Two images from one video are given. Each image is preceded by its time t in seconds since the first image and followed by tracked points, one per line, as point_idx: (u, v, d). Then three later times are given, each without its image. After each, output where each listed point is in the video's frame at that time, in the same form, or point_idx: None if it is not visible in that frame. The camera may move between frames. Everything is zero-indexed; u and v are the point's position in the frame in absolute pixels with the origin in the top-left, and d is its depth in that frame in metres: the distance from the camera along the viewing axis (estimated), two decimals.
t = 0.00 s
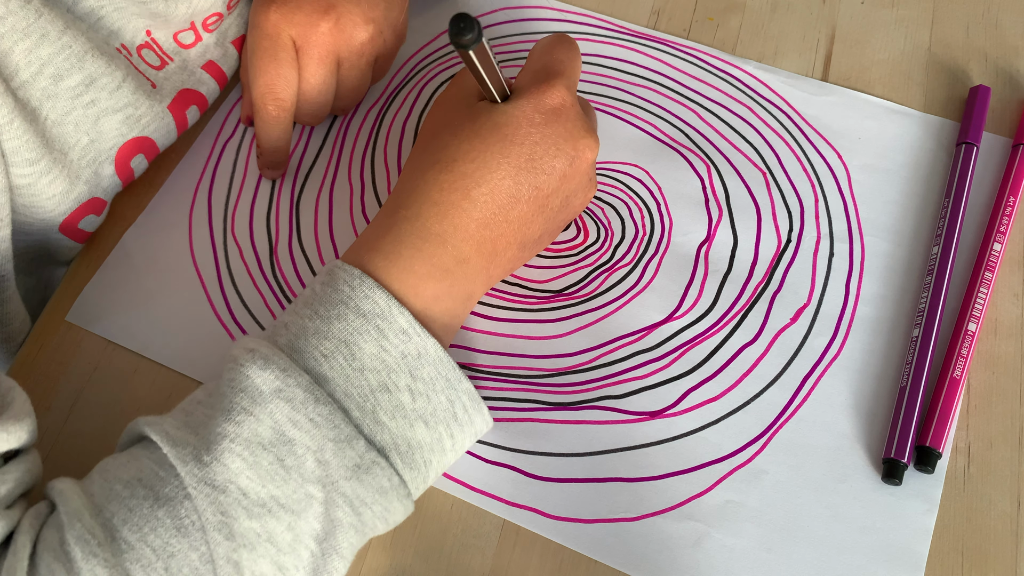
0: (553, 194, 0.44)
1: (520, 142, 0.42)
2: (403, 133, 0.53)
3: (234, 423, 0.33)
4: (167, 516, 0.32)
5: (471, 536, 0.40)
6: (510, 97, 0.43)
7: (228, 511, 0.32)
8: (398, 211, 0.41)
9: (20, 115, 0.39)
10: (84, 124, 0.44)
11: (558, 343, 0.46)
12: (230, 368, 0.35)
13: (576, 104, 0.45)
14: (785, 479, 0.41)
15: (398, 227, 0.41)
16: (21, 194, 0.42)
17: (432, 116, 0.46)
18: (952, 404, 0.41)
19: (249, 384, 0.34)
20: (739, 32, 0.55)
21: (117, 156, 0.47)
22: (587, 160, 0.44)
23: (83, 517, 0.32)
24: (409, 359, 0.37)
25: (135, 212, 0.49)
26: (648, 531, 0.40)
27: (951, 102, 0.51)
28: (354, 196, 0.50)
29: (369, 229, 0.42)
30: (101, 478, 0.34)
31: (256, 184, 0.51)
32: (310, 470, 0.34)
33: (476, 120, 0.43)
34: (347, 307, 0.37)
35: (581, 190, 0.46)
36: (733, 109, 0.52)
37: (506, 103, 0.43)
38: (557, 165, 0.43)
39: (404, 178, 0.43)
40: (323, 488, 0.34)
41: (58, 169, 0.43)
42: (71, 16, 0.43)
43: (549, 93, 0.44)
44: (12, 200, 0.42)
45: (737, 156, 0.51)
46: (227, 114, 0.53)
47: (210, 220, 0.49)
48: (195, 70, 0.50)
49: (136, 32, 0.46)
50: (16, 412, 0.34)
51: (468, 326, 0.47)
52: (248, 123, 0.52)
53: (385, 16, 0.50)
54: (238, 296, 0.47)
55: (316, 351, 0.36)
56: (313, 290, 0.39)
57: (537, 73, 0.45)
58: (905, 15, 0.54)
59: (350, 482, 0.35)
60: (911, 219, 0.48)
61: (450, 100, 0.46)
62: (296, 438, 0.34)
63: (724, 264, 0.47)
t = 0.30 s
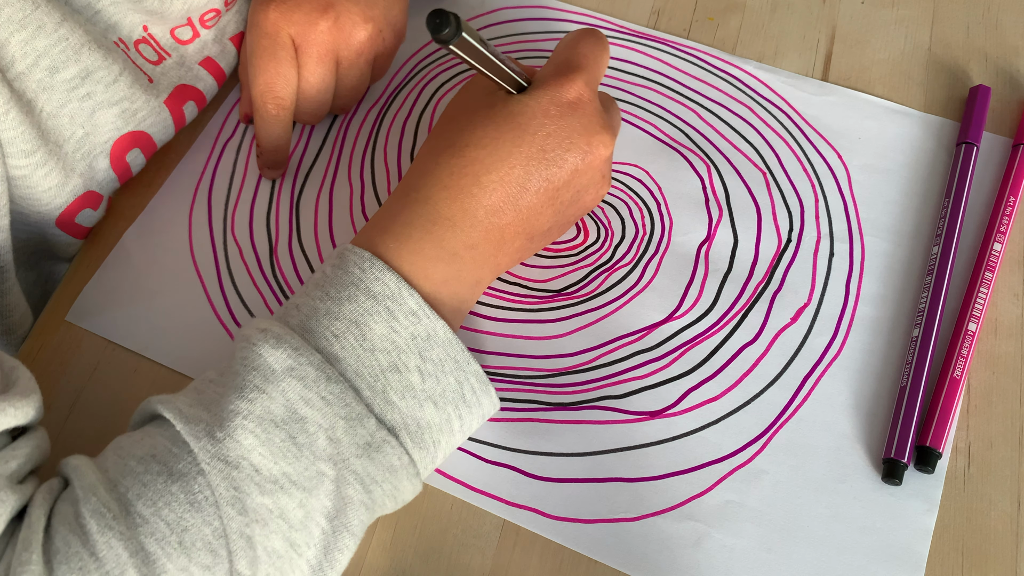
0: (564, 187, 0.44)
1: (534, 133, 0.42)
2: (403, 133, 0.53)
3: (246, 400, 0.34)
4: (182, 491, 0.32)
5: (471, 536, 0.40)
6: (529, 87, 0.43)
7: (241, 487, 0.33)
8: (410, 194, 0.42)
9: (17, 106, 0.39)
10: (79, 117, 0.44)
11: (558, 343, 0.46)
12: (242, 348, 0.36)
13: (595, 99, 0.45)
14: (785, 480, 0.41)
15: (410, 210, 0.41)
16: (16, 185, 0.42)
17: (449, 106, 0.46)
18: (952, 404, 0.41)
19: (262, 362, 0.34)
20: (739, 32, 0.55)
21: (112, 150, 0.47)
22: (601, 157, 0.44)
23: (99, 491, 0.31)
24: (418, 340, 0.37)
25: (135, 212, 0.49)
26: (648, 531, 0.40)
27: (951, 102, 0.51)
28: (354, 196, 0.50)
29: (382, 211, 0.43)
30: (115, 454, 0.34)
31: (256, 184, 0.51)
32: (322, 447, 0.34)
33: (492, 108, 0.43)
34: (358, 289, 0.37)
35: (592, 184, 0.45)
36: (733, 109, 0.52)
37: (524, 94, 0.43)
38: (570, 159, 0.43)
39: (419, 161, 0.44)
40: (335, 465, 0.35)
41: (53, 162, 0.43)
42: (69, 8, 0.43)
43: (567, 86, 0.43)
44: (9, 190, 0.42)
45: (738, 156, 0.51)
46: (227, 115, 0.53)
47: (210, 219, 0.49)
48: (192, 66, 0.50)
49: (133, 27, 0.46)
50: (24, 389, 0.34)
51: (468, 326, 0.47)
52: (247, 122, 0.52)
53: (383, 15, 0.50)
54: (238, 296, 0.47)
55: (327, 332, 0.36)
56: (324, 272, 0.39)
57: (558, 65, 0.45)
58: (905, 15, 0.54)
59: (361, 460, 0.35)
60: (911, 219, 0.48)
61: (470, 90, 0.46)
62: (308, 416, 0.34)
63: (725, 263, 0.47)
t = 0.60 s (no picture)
0: (595, 205, 0.43)
1: (571, 145, 0.42)
2: (403, 133, 0.53)
3: (262, 388, 0.34)
4: (192, 474, 0.32)
5: (470, 536, 0.40)
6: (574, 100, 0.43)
7: (253, 473, 0.33)
8: (441, 191, 0.43)
9: (12, 90, 0.40)
10: (75, 103, 0.44)
11: (558, 344, 0.46)
12: (263, 337, 0.36)
13: (641, 120, 0.44)
14: (785, 480, 0.41)
15: (440, 206, 0.42)
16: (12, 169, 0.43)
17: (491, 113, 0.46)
18: (952, 404, 0.41)
19: (281, 351, 0.35)
20: (739, 32, 0.55)
21: (107, 136, 0.47)
22: (637, 179, 0.43)
23: (111, 469, 0.32)
24: (437, 337, 0.38)
25: (135, 211, 0.49)
26: (648, 531, 0.40)
27: (951, 102, 0.51)
28: (354, 196, 0.50)
29: (413, 206, 0.43)
30: (131, 435, 0.34)
31: (256, 184, 0.50)
32: (336, 440, 0.34)
33: (534, 115, 0.43)
34: (379, 284, 0.38)
35: (625, 206, 0.44)
36: (733, 109, 0.52)
37: (567, 105, 0.43)
38: (604, 177, 0.42)
39: (455, 161, 0.44)
40: (348, 458, 0.35)
41: (49, 146, 0.43)
42: None
43: (612, 105, 0.42)
44: (7, 175, 0.43)
45: (738, 156, 0.51)
46: (227, 115, 0.52)
47: (210, 219, 0.49)
48: (191, 55, 0.50)
49: (131, 14, 0.47)
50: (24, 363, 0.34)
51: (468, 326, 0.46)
52: (247, 122, 0.52)
53: (382, 13, 0.50)
54: (238, 295, 0.47)
55: (348, 325, 0.36)
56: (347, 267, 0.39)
57: (608, 80, 0.44)
58: (905, 15, 0.54)
59: (375, 455, 0.35)
60: (911, 219, 0.48)
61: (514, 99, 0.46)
62: (324, 408, 0.34)
63: (725, 263, 0.47)
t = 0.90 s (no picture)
0: (632, 229, 0.43)
1: (615, 167, 0.42)
2: (403, 133, 0.53)
3: (280, 390, 0.33)
4: (202, 469, 0.32)
5: (470, 536, 0.40)
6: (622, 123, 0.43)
7: (264, 474, 0.32)
8: (477, 203, 0.42)
9: (15, 71, 0.40)
10: (78, 86, 0.44)
11: (558, 344, 0.46)
12: (283, 337, 0.35)
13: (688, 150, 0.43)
14: (785, 480, 0.41)
15: (474, 216, 0.42)
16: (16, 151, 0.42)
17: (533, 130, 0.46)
18: (952, 404, 0.41)
19: (301, 354, 0.34)
20: (739, 31, 0.55)
21: (110, 120, 0.47)
22: (678, 209, 0.43)
23: (122, 458, 0.32)
24: (459, 348, 0.37)
25: (135, 210, 0.49)
26: (649, 531, 0.40)
27: (951, 102, 0.51)
28: (354, 196, 0.50)
29: (447, 214, 0.43)
30: (144, 426, 0.34)
31: (256, 184, 0.50)
32: (350, 447, 0.34)
33: (579, 134, 0.43)
34: (403, 291, 0.37)
35: (663, 233, 0.44)
36: (734, 109, 0.52)
37: (613, 127, 0.43)
38: (643, 204, 0.42)
39: (492, 174, 0.44)
40: (361, 465, 0.34)
41: (54, 129, 0.43)
42: None
43: (660, 131, 0.42)
44: (8, 157, 0.43)
45: (738, 156, 0.51)
46: (227, 115, 0.52)
47: (210, 219, 0.49)
48: (191, 42, 0.50)
49: (130, 2, 0.48)
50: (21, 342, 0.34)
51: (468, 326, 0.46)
52: (245, 120, 0.52)
53: (380, 9, 0.49)
54: (238, 295, 0.46)
55: (370, 332, 0.36)
56: (372, 272, 0.39)
57: (658, 107, 0.44)
58: (906, 15, 0.54)
59: (390, 463, 0.35)
60: (911, 219, 0.48)
61: (559, 115, 0.46)
62: (342, 414, 0.34)
63: (725, 263, 0.47)
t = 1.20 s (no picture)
0: (643, 258, 0.43)
1: (632, 194, 0.42)
2: (403, 133, 0.52)
3: (280, 395, 0.33)
4: (198, 470, 0.32)
5: (471, 536, 0.40)
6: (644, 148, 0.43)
7: (260, 477, 0.32)
8: (489, 217, 0.42)
9: (16, 64, 0.39)
10: (81, 80, 0.44)
11: (558, 344, 0.46)
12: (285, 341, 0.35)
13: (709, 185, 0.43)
14: (785, 480, 0.41)
15: (485, 229, 0.41)
16: (19, 145, 0.42)
17: (554, 146, 0.46)
18: (952, 404, 0.41)
19: (302, 359, 0.34)
20: (739, 31, 0.55)
21: (112, 115, 0.47)
22: (693, 243, 0.42)
23: (120, 456, 0.32)
24: (462, 353, 0.37)
25: (135, 210, 0.49)
26: (649, 531, 0.40)
27: (951, 102, 0.51)
28: (354, 196, 0.50)
29: (458, 224, 0.43)
30: (145, 425, 0.34)
31: (256, 184, 0.50)
32: (349, 453, 0.34)
33: (600, 155, 0.43)
34: (407, 297, 0.37)
35: (675, 266, 0.43)
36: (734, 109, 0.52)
37: (636, 153, 0.42)
38: (657, 235, 0.42)
39: (506, 189, 0.44)
40: (361, 471, 0.34)
41: (55, 123, 0.43)
42: None
43: (682, 162, 0.42)
44: (8, 151, 0.43)
45: (738, 156, 0.51)
46: (226, 115, 0.52)
47: (210, 219, 0.49)
48: (193, 39, 0.50)
49: None
50: (19, 336, 0.34)
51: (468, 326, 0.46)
52: (245, 118, 0.52)
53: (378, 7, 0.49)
54: (238, 295, 0.46)
55: (372, 338, 0.35)
56: (375, 277, 0.38)
57: (682, 134, 0.43)
58: (906, 15, 0.54)
59: (391, 470, 0.35)
60: (912, 219, 0.48)
61: (582, 134, 0.46)
62: (342, 420, 0.34)
63: (724, 264, 0.47)
